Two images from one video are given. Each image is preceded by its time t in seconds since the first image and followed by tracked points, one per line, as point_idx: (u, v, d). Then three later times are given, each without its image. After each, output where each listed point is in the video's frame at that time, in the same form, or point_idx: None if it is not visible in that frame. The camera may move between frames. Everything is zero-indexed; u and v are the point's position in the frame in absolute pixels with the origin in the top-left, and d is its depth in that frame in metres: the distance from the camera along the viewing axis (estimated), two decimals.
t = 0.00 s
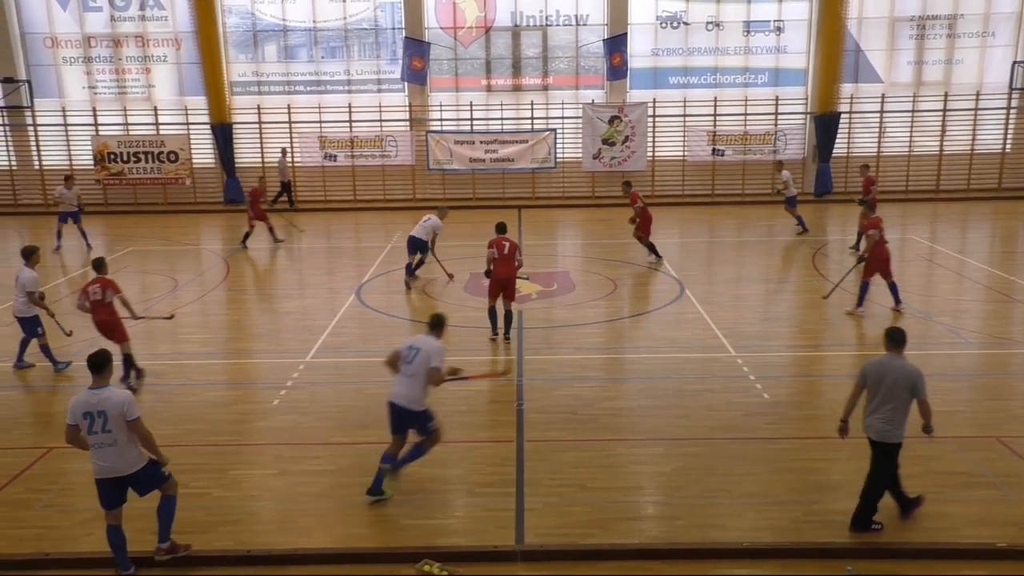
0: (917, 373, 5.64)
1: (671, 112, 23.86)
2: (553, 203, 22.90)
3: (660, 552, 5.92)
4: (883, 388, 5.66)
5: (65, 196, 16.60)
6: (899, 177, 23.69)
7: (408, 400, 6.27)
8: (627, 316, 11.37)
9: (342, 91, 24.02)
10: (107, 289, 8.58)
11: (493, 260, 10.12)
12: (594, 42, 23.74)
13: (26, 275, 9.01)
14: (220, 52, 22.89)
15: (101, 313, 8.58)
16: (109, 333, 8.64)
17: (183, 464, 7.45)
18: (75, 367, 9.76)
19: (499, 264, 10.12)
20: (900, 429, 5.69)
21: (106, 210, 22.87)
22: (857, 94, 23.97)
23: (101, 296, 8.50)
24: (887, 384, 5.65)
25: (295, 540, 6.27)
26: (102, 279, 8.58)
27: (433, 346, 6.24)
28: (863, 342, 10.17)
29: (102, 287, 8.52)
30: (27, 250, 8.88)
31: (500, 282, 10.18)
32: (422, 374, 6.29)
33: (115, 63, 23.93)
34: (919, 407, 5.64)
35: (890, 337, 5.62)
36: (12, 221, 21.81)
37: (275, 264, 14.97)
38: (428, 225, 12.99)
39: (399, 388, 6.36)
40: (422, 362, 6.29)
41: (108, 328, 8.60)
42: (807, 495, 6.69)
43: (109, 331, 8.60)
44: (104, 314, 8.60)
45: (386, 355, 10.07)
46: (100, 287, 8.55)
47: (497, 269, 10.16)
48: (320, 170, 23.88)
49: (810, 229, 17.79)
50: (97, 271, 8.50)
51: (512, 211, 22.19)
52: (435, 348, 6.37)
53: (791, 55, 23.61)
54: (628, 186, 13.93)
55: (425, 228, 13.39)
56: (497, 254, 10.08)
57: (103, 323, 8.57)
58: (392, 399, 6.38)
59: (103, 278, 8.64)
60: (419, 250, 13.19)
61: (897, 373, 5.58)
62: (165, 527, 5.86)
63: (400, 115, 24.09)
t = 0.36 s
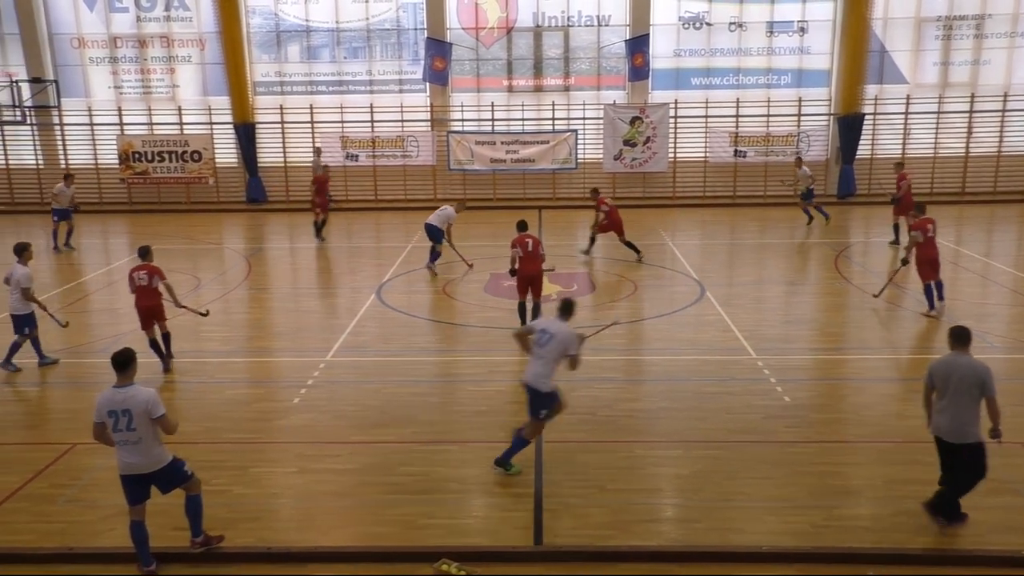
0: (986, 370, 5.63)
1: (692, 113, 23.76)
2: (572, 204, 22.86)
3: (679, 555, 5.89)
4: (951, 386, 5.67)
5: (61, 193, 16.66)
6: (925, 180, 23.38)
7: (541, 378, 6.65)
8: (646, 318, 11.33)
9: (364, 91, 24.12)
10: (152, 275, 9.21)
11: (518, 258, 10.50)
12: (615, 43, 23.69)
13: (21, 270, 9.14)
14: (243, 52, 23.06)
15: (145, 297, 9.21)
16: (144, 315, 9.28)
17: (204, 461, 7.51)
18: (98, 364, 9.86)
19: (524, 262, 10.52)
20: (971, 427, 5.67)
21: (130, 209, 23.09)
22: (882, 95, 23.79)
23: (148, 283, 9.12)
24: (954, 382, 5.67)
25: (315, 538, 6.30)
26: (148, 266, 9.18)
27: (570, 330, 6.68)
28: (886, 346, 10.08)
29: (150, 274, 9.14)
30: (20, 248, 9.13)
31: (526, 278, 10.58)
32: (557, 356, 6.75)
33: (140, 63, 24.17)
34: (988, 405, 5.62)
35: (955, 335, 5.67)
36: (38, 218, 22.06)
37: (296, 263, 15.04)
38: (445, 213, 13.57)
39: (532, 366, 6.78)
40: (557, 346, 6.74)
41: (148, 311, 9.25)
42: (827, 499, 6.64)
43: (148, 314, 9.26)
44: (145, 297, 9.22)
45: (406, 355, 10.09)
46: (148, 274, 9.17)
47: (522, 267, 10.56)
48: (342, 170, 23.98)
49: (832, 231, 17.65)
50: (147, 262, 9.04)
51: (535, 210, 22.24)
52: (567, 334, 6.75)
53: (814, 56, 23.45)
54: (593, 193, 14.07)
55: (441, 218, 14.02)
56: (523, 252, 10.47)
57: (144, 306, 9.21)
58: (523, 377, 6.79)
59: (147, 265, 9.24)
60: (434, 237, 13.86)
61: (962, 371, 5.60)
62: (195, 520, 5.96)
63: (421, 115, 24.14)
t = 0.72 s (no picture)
0: None
1: (706, 113, 23.68)
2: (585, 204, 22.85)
3: (692, 556, 5.87)
4: (1016, 390, 5.58)
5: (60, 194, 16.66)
6: (942, 179, 23.42)
7: (677, 356, 7.05)
8: (660, 318, 11.29)
9: (378, 91, 24.15)
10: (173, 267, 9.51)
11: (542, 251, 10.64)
12: (630, 43, 23.64)
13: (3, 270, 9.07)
14: (259, 53, 23.13)
15: (164, 287, 9.51)
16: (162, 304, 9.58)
17: (219, 459, 7.54)
18: (114, 362, 9.91)
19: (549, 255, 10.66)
20: None
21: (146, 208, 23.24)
22: (898, 95, 23.63)
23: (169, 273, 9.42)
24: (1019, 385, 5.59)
25: (328, 536, 6.32)
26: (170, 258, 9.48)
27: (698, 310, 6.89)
28: (901, 347, 10.03)
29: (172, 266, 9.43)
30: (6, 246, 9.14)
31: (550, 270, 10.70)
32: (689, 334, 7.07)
33: (156, 63, 24.28)
34: None
35: None
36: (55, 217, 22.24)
37: (310, 262, 15.10)
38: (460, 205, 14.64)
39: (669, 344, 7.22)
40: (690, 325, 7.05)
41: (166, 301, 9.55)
42: (842, 500, 6.62)
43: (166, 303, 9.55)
44: (165, 287, 9.53)
45: (419, 354, 10.10)
46: (168, 265, 9.46)
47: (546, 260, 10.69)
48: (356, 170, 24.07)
49: (846, 232, 17.57)
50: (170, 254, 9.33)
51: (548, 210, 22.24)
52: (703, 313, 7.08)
53: (830, 55, 23.34)
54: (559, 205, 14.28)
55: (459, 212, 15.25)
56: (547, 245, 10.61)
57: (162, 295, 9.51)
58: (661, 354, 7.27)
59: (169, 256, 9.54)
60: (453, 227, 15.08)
61: None
62: (209, 519, 5.97)
63: (435, 115, 24.19)
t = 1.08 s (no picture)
0: None
1: (711, 110, 23.63)
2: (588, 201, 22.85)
3: (696, 553, 5.87)
4: None
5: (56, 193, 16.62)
6: (947, 176, 23.38)
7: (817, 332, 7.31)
8: (664, 316, 11.28)
9: (382, 89, 24.13)
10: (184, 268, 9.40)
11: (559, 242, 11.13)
12: (634, 40, 23.61)
13: None
14: (263, 51, 23.12)
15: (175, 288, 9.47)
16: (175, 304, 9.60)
17: (224, 457, 7.54)
18: (119, 360, 9.93)
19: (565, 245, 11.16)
20: None
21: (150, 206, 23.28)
22: (903, 92, 23.55)
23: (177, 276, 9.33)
24: None
25: (332, 533, 6.33)
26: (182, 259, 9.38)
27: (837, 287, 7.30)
28: (906, 344, 10.01)
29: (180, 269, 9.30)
30: None
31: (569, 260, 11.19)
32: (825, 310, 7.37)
33: (160, 61, 24.30)
34: None
35: None
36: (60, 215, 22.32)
37: (314, 259, 15.11)
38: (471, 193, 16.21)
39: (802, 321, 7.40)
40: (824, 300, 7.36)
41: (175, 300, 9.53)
42: (847, 498, 6.60)
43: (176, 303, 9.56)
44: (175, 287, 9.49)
45: (423, 352, 10.10)
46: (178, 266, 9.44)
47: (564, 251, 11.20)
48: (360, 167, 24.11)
49: (850, 229, 17.54)
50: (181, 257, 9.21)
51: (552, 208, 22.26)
52: (832, 288, 7.43)
53: (835, 52, 23.29)
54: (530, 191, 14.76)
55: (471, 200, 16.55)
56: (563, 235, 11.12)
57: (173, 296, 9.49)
58: (793, 331, 7.45)
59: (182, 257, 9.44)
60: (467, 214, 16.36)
61: None
62: (213, 517, 5.98)
63: (439, 113, 24.20)
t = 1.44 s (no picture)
0: None
1: (712, 108, 23.60)
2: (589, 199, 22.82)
3: (696, 551, 5.88)
4: None
5: (54, 192, 16.66)
6: (947, 174, 23.24)
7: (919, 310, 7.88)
8: (665, 314, 11.28)
9: (382, 86, 24.11)
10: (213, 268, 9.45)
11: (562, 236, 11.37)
12: (635, 38, 23.61)
13: None
14: (263, 48, 23.10)
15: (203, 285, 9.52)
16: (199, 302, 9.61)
17: (224, 455, 7.54)
18: (119, 357, 9.92)
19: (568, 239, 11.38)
20: None
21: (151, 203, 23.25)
22: (904, 90, 23.54)
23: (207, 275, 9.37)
24: None
25: (333, 531, 6.34)
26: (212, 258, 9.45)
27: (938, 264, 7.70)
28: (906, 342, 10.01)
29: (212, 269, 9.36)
30: None
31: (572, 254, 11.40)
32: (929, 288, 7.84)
33: (161, 58, 24.29)
34: None
35: None
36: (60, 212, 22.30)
37: (314, 257, 15.11)
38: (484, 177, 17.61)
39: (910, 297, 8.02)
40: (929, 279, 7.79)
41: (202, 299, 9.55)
42: (847, 496, 6.60)
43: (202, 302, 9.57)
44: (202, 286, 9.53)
45: (423, 349, 10.10)
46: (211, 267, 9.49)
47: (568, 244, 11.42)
48: (360, 165, 24.08)
49: (851, 227, 17.53)
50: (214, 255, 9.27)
51: (552, 206, 22.25)
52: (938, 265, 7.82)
53: (836, 50, 23.28)
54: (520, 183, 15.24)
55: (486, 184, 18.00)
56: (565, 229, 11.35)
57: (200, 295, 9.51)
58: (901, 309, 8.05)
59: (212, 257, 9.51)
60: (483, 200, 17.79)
61: None
62: (213, 515, 6.00)
63: (440, 111, 24.18)
